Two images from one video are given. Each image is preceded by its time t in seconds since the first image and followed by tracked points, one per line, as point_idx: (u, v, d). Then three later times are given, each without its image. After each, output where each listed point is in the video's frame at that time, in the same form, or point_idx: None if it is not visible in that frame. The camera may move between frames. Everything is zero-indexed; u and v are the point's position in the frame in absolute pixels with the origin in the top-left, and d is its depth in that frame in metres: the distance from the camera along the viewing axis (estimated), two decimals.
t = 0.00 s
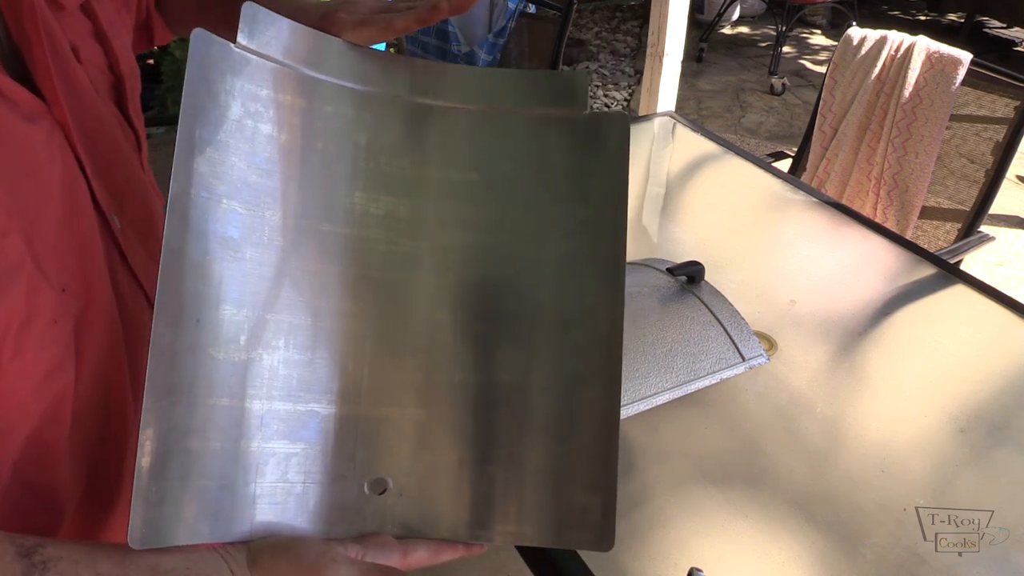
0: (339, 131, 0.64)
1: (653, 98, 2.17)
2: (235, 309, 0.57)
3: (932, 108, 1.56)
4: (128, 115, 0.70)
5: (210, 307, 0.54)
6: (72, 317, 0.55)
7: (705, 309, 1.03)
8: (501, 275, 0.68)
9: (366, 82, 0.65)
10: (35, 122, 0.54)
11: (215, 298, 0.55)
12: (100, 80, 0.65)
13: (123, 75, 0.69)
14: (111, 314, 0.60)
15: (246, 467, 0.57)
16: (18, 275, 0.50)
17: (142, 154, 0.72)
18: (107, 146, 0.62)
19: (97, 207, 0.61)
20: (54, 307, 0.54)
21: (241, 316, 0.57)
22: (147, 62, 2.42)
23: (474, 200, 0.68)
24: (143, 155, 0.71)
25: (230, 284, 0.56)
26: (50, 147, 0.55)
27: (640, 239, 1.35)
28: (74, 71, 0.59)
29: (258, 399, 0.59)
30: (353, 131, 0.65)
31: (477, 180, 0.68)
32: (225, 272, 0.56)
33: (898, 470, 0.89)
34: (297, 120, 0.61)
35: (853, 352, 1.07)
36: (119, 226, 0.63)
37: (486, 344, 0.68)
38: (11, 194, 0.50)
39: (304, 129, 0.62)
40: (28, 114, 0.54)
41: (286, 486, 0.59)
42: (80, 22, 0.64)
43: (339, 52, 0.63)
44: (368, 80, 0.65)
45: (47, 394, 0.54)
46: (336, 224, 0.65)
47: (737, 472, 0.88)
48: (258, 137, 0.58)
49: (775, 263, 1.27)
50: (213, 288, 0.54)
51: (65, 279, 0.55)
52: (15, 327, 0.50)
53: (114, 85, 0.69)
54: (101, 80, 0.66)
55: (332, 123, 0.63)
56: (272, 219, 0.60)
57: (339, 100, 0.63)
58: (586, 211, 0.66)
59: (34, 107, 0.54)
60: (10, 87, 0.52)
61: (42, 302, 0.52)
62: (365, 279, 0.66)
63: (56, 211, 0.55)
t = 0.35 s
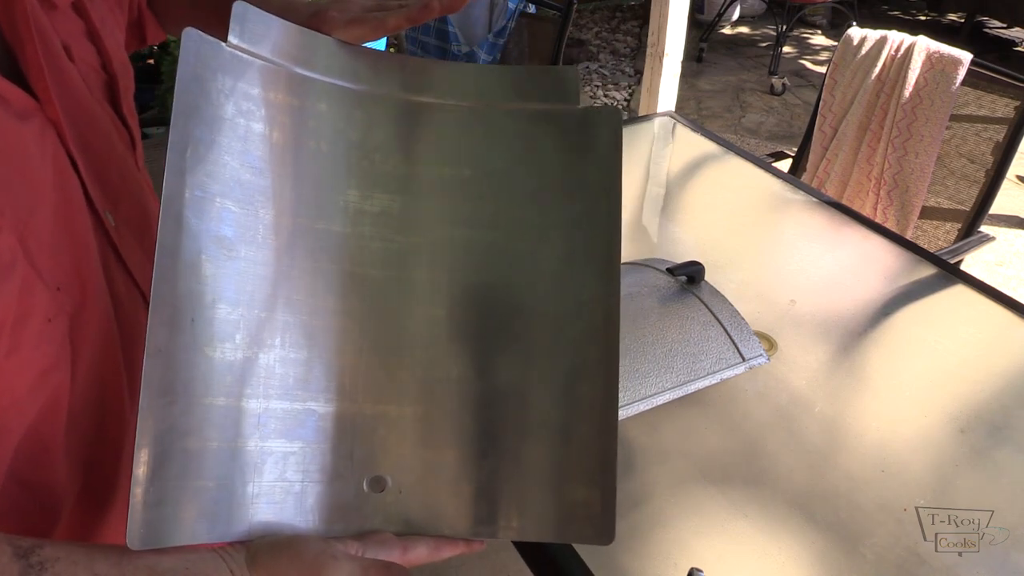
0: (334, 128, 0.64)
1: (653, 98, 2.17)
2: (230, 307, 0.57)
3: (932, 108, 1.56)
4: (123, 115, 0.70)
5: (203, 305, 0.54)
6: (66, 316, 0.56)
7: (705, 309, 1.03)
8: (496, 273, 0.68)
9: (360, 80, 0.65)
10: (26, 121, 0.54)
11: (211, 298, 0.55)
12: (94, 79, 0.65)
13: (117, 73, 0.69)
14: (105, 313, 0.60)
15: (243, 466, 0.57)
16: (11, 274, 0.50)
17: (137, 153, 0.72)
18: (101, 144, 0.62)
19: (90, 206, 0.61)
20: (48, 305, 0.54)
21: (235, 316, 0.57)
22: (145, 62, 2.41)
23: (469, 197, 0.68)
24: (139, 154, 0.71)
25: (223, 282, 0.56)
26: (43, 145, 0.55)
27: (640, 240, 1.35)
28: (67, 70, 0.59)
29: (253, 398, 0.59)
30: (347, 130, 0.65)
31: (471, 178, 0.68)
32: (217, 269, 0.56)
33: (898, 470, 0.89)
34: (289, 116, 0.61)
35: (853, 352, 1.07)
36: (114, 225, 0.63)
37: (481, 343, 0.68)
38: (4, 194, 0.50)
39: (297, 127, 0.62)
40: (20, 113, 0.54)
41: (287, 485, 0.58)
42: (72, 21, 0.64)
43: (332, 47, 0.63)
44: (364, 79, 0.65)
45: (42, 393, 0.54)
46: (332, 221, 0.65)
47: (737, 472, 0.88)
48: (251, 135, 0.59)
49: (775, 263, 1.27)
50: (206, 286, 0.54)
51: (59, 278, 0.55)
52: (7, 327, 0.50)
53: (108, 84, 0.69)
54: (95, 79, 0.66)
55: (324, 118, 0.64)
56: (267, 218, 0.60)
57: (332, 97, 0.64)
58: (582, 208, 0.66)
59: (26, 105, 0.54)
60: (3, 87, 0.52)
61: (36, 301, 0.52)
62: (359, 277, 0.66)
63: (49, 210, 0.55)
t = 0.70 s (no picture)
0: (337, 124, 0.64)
1: (653, 98, 2.17)
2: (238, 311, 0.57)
3: (932, 108, 1.56)
4: (121, 114, 0.70)
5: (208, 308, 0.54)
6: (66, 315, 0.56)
7: (705, 309, 1.03)
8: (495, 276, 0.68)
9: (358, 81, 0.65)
10: (26, 120, 0.54)
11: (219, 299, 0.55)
12: (92, 78, 0.65)
13: (115, 73, 0.69)
14: (105, 312, 0.61)
15: (239, 469, 0.55)
16: (10, 274, 0.50)
17: (136, 153, 0.72)
18: (101, 144, 0.62)
19: (89, 205, 0.61)
20: (47, 305, 0.54)
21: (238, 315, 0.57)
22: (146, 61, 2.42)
23: (474, 197, 0.68)
24: (138, 154, 0.71)
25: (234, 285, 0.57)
26: (42, 145, 0.55)
27: (640, 240, 1.35)
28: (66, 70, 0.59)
29: (249, 399, 0.57)
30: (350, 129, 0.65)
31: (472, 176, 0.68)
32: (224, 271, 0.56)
33: (898, 470, 0.89)
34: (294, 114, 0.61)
35: (853, 352, 1.07)
36: (113, 224, 0.63)
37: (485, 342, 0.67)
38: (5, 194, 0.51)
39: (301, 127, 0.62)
40: (19, 112, 0.54)
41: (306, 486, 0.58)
42: (70, 20, 0.64)
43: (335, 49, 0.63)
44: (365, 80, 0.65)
45: (42, 393, 0.54)
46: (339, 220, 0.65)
47: (737, 472, 0.88)
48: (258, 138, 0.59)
49: (775, 263, 1.27)
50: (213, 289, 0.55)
51: (59, 278, 0.55)
52: (7, 327, 0.50)
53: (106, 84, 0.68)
54: (93, 78, 0.66)
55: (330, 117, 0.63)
56: (278, 222, 0.60)
57: (333, 96, 0.63)
58: (587, 207, 0.66)
59: (26, 105, 0.54)
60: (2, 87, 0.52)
61: (35, 300, 0.52)
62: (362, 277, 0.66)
63: (48, 210, 0.55)
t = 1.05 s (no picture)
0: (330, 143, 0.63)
1: (653, 98, 2.17)
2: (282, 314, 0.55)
3: (932, 108, 1.55)
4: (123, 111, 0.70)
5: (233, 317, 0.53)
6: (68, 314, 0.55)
7: (705, 309, 1.03)
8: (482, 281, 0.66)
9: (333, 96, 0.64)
10: (29, 118, 0.54)
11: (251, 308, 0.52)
12: (94, 75, 0.65)
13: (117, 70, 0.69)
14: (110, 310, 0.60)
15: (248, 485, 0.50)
16: (16, 274, 0.50)
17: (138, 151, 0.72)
18: (103, 141, 0.62)
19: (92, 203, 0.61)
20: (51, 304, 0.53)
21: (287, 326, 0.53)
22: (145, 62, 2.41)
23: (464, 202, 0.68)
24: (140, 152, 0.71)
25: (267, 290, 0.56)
26: (44, 143, 0.54)
27: (641, 240, 1.35)
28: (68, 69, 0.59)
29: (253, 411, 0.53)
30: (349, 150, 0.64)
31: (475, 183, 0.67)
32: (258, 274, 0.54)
33: (898, 470, 0.89)
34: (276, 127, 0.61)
35: (853, 352, 1.07)
36: (114, 223, 0.63)
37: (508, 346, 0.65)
38: (9, 193, 0.50)
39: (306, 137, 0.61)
40: (23, 111, 0.53)
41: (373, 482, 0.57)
42: (71, 18, 0.64)
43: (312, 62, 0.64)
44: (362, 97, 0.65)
45: (45, 391, 0.53)
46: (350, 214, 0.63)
47: (737, 472, 0.88)
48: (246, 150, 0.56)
49: (775, 263, 1.27)
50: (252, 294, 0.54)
51: (63, 277, 0.55)
52: (13, 326, 0.50)
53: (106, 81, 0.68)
54: (96, 76, 0.66)
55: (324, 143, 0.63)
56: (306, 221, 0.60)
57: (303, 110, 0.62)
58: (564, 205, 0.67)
59: (29, 103, 0.54)
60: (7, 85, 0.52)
61: (39, 299, 0.52)
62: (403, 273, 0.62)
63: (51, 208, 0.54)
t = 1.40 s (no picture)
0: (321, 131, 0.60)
1: (653, 98, 2.17)
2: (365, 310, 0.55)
3: (932, 108, 1.55)
4: (126, 111, 0.69)
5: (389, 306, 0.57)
6: (73, 319, 0.55)
7: (705, 310, 1.03)
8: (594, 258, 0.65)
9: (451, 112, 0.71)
10: (36, 121, 0.54)
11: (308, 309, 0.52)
12: (98, 76, 0.65)
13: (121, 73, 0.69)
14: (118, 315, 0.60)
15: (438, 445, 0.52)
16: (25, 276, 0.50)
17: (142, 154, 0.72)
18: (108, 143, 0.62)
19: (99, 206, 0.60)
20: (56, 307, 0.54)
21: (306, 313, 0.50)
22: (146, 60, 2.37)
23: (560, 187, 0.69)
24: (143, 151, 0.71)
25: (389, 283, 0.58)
26: (50, 147, 0.54)
27: (641, 240, 1.36)
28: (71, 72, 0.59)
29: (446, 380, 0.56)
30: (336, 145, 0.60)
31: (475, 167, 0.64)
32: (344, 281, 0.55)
33: (898, 470, 0.89)
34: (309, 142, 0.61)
35: (853, 352, 1.07)
36: (120, 225, 0.62)
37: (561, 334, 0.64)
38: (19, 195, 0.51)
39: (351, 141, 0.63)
40: (27, 114, 0.53)
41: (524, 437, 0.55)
42: (77, 21, 0.64)
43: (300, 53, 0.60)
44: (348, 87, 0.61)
45: (53, 392, 0.54)
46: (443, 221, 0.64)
47: (737, 472, 0.88)
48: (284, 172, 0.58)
49: (776, 263, 1.27)
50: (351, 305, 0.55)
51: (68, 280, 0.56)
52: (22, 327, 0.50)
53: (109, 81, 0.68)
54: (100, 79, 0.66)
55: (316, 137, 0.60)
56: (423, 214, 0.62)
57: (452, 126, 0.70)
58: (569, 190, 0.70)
59: (36, 104, 0.54)
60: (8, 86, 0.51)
61: (44, 303, 0.52)
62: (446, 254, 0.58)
63: (57, 212, 0.54)
